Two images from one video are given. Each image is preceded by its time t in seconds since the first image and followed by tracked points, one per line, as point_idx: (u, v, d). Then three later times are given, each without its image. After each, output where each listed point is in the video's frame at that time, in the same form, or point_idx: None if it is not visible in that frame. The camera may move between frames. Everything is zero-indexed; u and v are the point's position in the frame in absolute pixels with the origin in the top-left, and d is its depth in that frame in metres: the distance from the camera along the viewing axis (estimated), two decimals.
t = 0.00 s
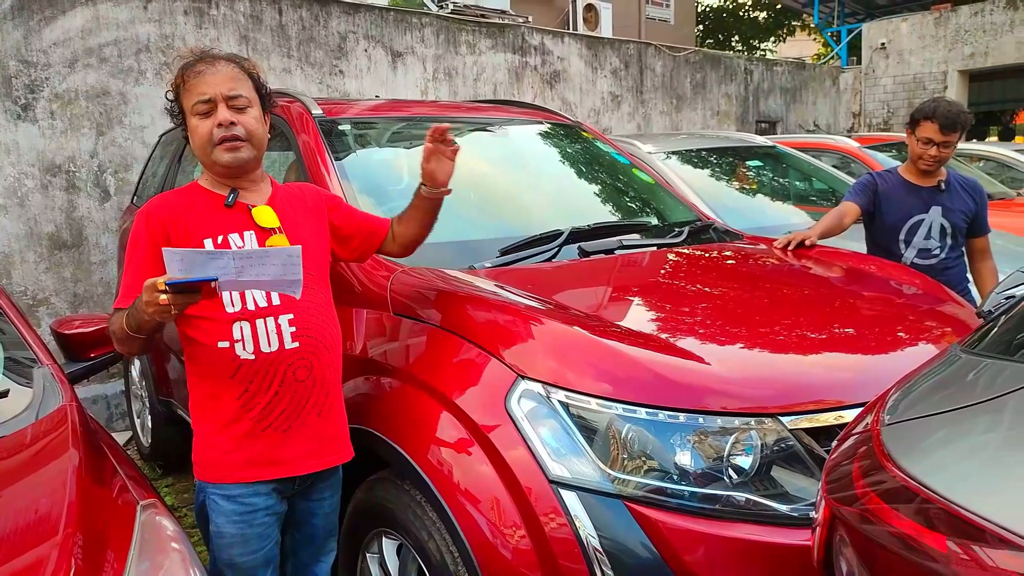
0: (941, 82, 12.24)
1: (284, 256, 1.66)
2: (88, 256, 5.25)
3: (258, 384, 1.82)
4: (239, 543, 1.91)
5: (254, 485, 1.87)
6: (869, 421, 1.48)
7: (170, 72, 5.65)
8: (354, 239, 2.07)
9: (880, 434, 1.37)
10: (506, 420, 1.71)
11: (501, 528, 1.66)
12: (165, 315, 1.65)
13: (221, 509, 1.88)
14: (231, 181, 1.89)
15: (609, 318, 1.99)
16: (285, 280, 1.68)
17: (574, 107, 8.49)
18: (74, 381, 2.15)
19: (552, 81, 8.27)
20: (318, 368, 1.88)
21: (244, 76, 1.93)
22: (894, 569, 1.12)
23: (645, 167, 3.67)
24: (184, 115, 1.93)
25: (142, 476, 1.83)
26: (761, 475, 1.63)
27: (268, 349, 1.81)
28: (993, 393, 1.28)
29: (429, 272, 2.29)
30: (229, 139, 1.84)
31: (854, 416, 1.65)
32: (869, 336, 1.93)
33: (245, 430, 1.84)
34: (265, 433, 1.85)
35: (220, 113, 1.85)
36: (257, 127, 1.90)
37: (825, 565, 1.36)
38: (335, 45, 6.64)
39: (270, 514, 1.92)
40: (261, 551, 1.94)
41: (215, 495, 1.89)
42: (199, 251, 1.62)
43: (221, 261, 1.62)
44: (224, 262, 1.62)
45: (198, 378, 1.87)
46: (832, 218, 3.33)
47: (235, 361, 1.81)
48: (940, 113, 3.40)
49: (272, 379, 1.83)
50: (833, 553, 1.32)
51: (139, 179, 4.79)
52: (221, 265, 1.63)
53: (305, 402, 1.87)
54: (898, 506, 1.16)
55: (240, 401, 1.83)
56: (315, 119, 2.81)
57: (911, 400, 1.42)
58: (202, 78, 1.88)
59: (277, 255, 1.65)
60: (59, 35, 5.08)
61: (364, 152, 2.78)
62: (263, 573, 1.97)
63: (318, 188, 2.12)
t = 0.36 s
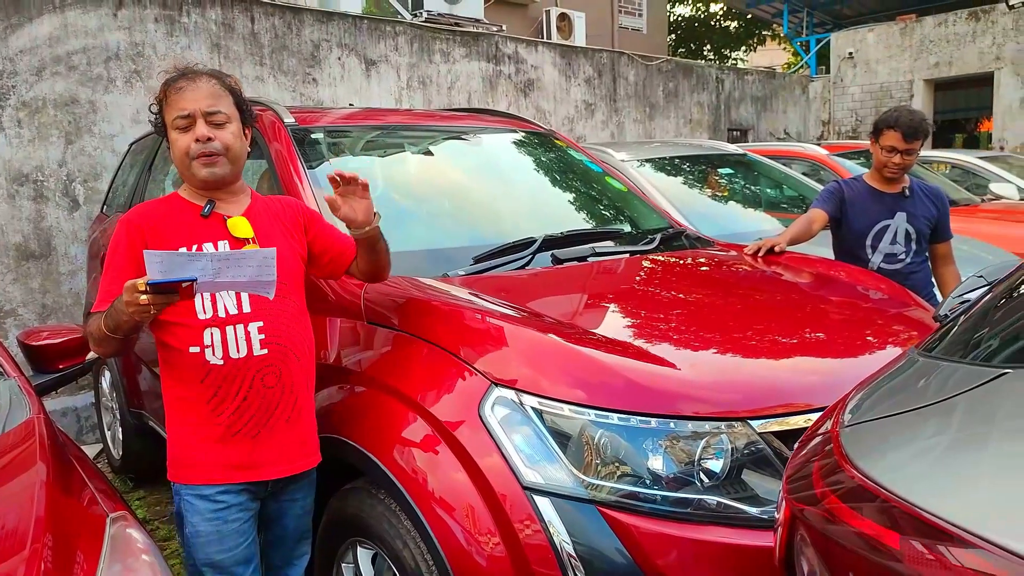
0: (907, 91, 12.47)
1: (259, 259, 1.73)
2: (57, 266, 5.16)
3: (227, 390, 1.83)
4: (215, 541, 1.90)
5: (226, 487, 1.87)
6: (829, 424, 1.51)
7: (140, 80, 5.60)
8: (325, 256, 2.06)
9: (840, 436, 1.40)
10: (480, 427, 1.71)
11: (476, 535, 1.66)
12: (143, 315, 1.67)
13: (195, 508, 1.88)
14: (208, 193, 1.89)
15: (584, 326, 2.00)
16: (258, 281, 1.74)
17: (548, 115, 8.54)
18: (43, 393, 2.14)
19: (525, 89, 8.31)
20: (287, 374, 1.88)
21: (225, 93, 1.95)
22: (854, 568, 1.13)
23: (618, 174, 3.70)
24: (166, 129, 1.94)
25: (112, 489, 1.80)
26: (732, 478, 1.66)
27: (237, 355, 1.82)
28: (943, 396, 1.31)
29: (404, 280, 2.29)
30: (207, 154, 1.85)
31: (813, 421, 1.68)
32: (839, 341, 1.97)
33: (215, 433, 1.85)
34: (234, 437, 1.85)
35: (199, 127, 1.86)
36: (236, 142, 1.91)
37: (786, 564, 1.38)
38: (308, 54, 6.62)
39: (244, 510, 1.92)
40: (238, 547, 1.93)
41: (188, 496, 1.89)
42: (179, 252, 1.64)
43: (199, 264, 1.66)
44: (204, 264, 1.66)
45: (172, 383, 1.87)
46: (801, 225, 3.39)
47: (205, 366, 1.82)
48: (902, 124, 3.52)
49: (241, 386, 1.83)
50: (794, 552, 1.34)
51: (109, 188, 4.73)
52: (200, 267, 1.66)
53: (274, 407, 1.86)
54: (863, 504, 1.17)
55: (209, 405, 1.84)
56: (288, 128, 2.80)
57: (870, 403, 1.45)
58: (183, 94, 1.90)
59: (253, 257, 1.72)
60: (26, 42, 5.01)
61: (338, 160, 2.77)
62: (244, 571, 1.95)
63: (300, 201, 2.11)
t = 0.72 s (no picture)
0: (888, 96, 12.61)
1: (238, 274, 1.74)
2: (38, 273, 5.11)
3: (213, 394, 1.84)
4: (207, 540, 1.89)
5: (214, 489, 1.87)
6: (807, 425, 1.52)
7: (122, 86, 5.57)
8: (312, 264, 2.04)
9: (818, 438, 1.41)
10: (465, 432, 1.71)
11: (462, 540, 1.65)
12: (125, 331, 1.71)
13: (187, 507, 1.88)
14: (195, 200, 1.90)
15: (570, 330, 2.01)
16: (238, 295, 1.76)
17: (533, 120, 8.56)
18: (25, 401, 2.13)
19: (510, 95, 8.33)
20: (273, 379, 1.88)
21: (208, 98, 1.95)
22: (833, 567, 1.14)
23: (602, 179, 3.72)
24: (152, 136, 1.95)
25: (95, 498, 1.79)
26: (716, 481, 1.67)
27: (223, 360, 1.82)
28: (917, 397, 1.32)
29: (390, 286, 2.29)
30: (190, 159, 1.86)
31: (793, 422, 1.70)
32: (822, 343, 1.99)
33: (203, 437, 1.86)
34: (221, 441, 1.86)
35: (182, 133, 1.87)
36: (220, 147, 1.91)
37: (765, 564, 1.39)
38: (292, 59, 6.61)
39: (234, 509, 1.92)
40: (231, 547, 1.93)
41: (178, 497, 1.89)
42: (157, 271, 1.67)
43: (178, 281, 1.69)
44: (181, 282, 1.69)
45: (160, 390, 1.88)
46: (783, 229, 3.42)
47: (192, 370, 1.82)
48: (875, 122, 3.59)
49: (227, 390, 1.84)
50: (774, 553, 1.35)
51: (91, 194, 4.69)
52: (179, 284, 1.69)
53: (260, 412, 1.86)
54: (842, 504, 1.19)
55: (196, 409, 1.85)
56: (271, 134, 2.79)
57: (848, 405, 1.46)
58: (166, 101, 1.90)
59: (232, 274, 1.73)
60: (5, 47, 4.96)
61: (322, 166, 2.77)
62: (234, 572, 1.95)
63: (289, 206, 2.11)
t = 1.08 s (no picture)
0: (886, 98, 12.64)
1: (235, 284, 1.81)
2: (37, 276, 5.10)
3: (210, 398, 1.84)
4: (205, 540, 1.89)
5: (209, 493, 1.87)
6: (805, 427, 1.52)
7: (120, 89, 5.57)
8: (314, 262, 2.05)
9: (816, 439, 1.41)
10: (464, 434, 1.71)
11: (461, 543, 1.65)
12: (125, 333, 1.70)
13: (183, 507, 1.88)
14: (201, 202, 1.90)
15: (569, 333, 2.01)
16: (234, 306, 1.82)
17: (531, 122, 8.57)
18: (23, 405, 2.13)
19: (509, 97, 8.34)
20: (271, 384, 1.88)
21: (223, 100, 1.95)
22: (831, 568, 1.14)
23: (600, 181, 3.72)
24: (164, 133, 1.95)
25: (94, 501, 1.79)
26: (715, 483, 1.67)
27: (222, 364, 1.82)
28: (914, 398, 1.32)
29: (389, 289, 2.29)
30: (202, 158, 1.85)
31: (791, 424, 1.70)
32: (821, 345, 1.99)
33: (199, 441, 1.86)
34: (217, 445, 1.86)
35: (196, 131, 1.86)
36: (231, 148, 1.91)
37: (763, 566, 1.40)
38: (290, 62, 6.61)
39: (231, 508, 1.91)
40: (229, 546, 1.92)
41: (173, 499, 1.89)
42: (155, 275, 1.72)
43: (176, 286, 1.75)
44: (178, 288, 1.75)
45: (160, 390, 1.88)
46: (781, 230, 3.42)
47: (190, 373, 1.82)
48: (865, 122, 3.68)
49: (225, 395, 1.84)
50: (772, 554, 1.35)
51: (89, 196, 4.69)
52: (176, 289, 1.75)
53: (258, 417, 1.86)
54: (840, 505, 1.19)
55: (193, 412, 1.85)
56: (270, 136, 2.79)
57: (846, 406, 1.46)
58: (183, 99, 1.90)
59: (228, 283, 1.80)
60: (3, 50, 4.96)
61: (320, 168, 2.77)
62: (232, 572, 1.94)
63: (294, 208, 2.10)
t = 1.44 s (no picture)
0: (887, 96, 12.62)
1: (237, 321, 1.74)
2: (39, 278, 5.11)
3: (210, 409, 1.85)
4: (202, 547, 1.90)
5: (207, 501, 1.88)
6: (806, 427, 1.52)
7: (122, 91, 5.58)
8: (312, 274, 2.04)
9: (817, 439, 1.41)
10: (466, 435, 1.71)
11: (462, 544, 1.65)
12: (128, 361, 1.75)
13: (181, 515, 1.89)
14: (206, 207, 1.90)
15: (570, 333, 2.01)
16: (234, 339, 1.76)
17: (533, 123, 8.57)
18: (25, 407, 2.13)
19: (509, 97, 8.34)
20: (273, 397, 1.88)
21: (238, 104, 1.95)
22: (832, 568, 1.14)
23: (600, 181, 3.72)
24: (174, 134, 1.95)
25: (95, 503, 1.79)
26: (716, 483, 1.67)
27: (223, 377, 1.83)
28: (916, 397, 1.31)
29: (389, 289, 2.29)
30: (213, 163, 1.86)
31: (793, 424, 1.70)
32: (823, 345, 1.99)
33: (199, 452, 1.86)
34: (217, 455, 1.86)
35: (209, 136, 1.87)
36: (242, 154, 1.92)
37: (764, 565, 1.39)
38: (291, 63, 6.62)
39: (229, 516, 1.91)
40: (225, 553, 1.93)
41: (172, 505, 1.90)
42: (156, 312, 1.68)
43: (175, 322, 1.69)
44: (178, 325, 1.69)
45: (160, 397, 1.88)
46: (783, 229, 3.42)
47: (191, 384, 1.83)
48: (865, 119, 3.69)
49: (225, 406, 1.84)
50: (772, 554, 1.35)
51: (91, 198, 4.70)
52: (175, 323, 1.69)
53: (258, 429, 1.87)
54: (842, 505, 1.18)
55: (194, 423, 1.85)
56: (270, 138, 2.78)
57: (847, 405, 1.46)
58: (197, 101, 1.90)
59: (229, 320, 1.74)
60: (5, 53, 4.97)
61: (321, 170, 2.77)
62: None
63: (298, 212, 2.10)
